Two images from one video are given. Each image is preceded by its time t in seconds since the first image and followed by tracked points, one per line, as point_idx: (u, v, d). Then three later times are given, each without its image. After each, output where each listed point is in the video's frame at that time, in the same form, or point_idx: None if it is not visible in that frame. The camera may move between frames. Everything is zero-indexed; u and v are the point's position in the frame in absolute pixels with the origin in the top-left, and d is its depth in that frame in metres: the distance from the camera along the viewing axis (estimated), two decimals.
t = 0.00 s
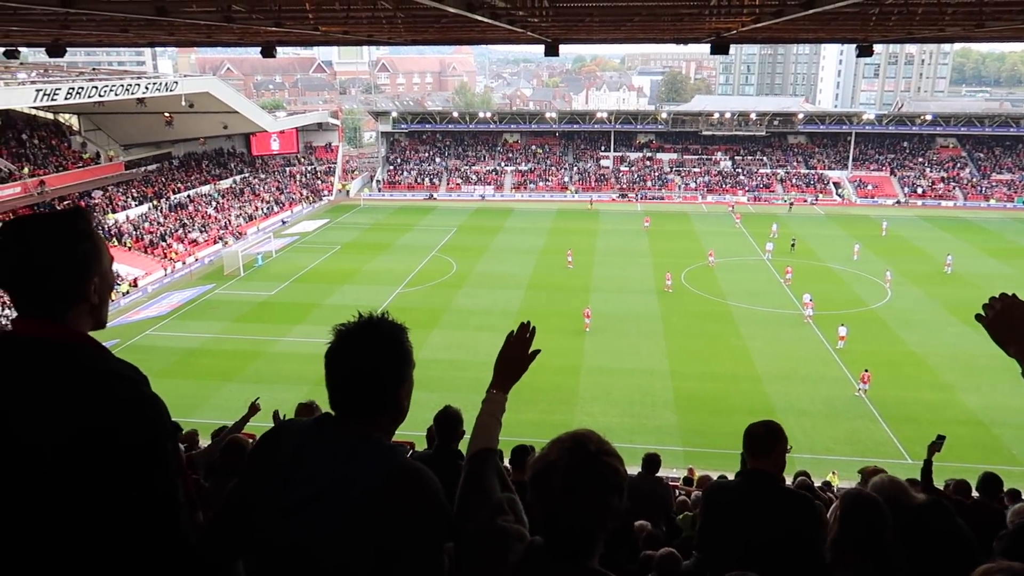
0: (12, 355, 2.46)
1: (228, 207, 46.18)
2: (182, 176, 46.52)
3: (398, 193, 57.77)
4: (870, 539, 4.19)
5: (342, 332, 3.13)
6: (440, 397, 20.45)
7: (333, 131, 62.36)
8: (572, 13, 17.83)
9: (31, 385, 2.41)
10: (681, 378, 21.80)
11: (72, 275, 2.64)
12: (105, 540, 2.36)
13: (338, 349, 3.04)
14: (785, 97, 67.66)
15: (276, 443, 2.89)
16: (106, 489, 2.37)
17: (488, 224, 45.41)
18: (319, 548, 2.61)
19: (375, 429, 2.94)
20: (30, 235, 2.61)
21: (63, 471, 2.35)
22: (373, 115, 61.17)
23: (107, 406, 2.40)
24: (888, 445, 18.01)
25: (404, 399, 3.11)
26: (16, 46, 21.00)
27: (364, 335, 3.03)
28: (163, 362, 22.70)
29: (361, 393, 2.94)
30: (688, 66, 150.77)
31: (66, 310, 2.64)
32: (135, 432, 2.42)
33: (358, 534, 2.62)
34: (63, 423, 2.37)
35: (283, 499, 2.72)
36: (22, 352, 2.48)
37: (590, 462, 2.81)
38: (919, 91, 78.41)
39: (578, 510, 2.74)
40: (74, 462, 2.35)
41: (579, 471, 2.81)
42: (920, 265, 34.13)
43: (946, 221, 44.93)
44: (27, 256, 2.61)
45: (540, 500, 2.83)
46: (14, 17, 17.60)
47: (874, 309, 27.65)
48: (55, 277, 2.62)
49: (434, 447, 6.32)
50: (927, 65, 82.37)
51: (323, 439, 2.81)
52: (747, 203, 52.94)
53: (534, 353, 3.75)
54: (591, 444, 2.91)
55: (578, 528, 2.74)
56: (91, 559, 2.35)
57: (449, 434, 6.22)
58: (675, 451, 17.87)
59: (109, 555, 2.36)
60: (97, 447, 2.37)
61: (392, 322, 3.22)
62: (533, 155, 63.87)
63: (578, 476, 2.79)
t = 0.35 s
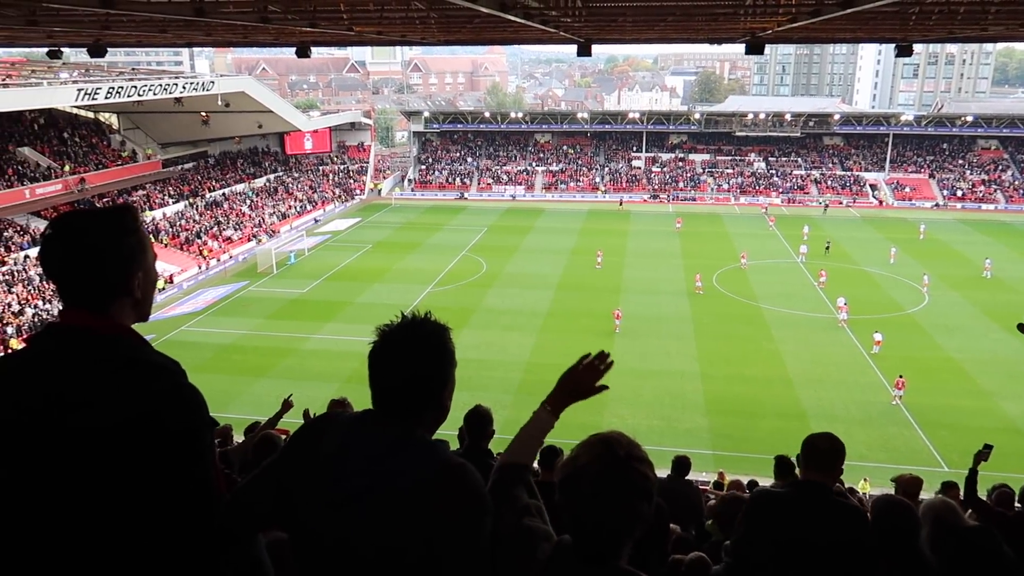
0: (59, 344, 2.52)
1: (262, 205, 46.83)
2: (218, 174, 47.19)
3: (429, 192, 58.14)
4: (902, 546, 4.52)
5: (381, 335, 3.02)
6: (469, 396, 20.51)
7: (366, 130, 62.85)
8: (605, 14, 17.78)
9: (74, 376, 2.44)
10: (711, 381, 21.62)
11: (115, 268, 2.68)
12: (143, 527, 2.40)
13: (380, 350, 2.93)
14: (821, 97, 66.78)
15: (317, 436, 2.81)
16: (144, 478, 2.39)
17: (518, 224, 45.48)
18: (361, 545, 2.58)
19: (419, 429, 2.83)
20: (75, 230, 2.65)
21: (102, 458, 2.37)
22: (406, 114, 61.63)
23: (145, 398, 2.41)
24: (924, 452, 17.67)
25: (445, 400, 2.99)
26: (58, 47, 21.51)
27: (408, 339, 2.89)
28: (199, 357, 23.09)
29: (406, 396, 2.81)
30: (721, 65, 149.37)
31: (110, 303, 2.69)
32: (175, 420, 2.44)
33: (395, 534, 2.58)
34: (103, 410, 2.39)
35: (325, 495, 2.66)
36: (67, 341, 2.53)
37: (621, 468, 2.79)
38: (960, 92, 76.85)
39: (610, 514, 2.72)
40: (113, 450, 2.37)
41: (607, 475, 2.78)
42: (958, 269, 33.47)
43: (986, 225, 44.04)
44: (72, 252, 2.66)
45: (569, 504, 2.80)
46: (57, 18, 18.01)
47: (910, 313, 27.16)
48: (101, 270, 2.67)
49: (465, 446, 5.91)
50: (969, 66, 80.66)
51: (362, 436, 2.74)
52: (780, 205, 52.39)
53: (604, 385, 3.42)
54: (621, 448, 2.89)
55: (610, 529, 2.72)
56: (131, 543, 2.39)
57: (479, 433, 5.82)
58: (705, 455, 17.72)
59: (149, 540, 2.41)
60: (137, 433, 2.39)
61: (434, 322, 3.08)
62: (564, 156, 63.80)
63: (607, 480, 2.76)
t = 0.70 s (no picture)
0: (91, 339, 2.46)
1: (290, 205, 47.32)
2: (247, 174, 47.64)
3: (455, 193, 58.37)
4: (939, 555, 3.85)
5: (409, 342, 3.03)
6: (494, 396, 20.54)
7: (393, 131, 63.15)
8: (634, 14, 17.69)
9: (107, 373, 2.39)
10: (738, 384, 21.44)
11: (151, 264, 2.61)
12: (181, 525, 2.37)
13: (409, 354, 2.94)
14: (852, 98, 65.91)
15: (346, 438, 2.85)
16: (182, 476, 2.37)
17: (543, 225, 45.46)
18: (390, 549, 2.59)
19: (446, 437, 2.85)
20: (113, 229, 2.61)
21: (138, 456, 2.33)
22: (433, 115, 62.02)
23: (181, 395, 2.38)
24: (955, 460, 17.34)
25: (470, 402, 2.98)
26: (93, 48, 21.94)
27: (438, 341, 2.93)
28: (227, 355, 23.39)
29: (432, 398, 2.83)
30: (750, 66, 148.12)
31: (147, 296, 2.60)
32: (213, 419, 2.42)
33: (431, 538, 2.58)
34: (141, 407, 2.35)
35: (357, 500, 2.68)
36: (104, 336, 2.47)
37: (654, 471, 2.73)
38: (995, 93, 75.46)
39: (642, 515, 2.68)
40: (150, 450, 2.34)
41: (641, 480, 2.72)
42: (992, 273, 32.84)
43: (1021, 228, 43.19)
44: (109, 247, 2.60)
45: (599, 504, 2.77)
46: (92, 20, 18.31)
47: (942, 318, 26.70)
48: (136, 266, 2.59)
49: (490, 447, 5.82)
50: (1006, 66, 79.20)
51: (395, 441, 2.75)
52: (809, 206, 51.86)
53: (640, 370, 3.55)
54: (652, 450, 2.83)
55: (643, 532, 2.69)
56: (171, 544, 2.36)
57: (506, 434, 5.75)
58: (731, 459, 17.57)
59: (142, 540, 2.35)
60: (173, 430, 2.36)
61: (464, 328, 3.11)
62: (591, 157, 63.62)
63: (641, 485, 2.71)
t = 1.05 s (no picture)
0: (117, 336, 2.44)
1: (317, 204, 47.72)
2: (275, 173, 48.08)
3: (480, 193, 58.50)
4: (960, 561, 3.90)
5: (443, 344, 3.06)
6: (517, 396, 20.56)
7: (419, 131, 63.35)
8: (661, 14, 17.60)
9: (130, 371, 2.35)
10: (764, 387, 21.26)
11: (179, 263, 2.63)
12: (171, 524, 2.30)
13: (442, 358, 2.99)
14: (884, 98, 65.01)
15: (374, 439, 2.86)
16: (201, 477, 2.30)
17: (568, 225, 45.40)
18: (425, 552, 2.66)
19: (474, 437, 2.87)
20: (139, 227, 2.62)
21: (158, 456, 2.28)
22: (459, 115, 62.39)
23: (202, 394, 2.33)
24: (986, 466, 17.03)
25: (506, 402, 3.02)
26: (125, 49, 22.29)
27: (473, 342, 2.97)
28: (254, 352, 23.67)
29: (466, 401, 2.86)
30: (778, 66, 146.67)
31: (172, 295, 2.62)
32: (232, 420, 2.35)
33: (457, 542, 2.65)
34: (162, 407, 2.31)
35: (385, 503, 2.71)
36: (128, 334, 2.45)
37: (683, 473, 2.77)
38: None
39: (669, 515, 2.72)
40: (170, 452, 2.28)
41: (670, 481, 2.76)
42: None
43: None
44: (135, 245, 2.62)
45: (625, 501, 2.82)
46: (125, 21, 18.59)
47: (974, 322, 26.25)
48: (164, 265, 2.62)
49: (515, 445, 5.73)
50: None
51: (427, 445, 2.76)
52: (838, 208, 51.28)
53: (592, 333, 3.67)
54: (682, 453, 2.86)
55: (667, 534, 2.74)
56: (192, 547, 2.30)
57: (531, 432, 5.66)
58: (756, 462, 17.41)
59: (163, 541, 2.29)
60: (194, 430, 2.30)
61: (500, 333, 3.16)
62: (616, 157, 63.39)
63: (669, 485, 2.74)
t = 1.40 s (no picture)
0: (153, 338, 2.46)
1: (347, 202, 48.12)
2: (307, 171, 48.54)
3: (509, 192, 58.60)
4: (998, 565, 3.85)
5: (478, 351, 3.08)
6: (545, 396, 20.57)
7: (449, 130, 63.53)
8: (693, 13, 17.47)
9: (162, 370, 2.36)
10: (794, 390, 21.01)
11: (206, 262, 2.65)
12: (195, 523, 2.24)
13: (477, 364, 2.99)
14: (921, 98, 63.84)
15: (405, 439, 2.85)
16: (229, 477, 2.28)
17: (596, 225, 45.27)
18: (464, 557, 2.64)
19: (508, 446, 2.84)
20: (168, 228, 2.65)
21: (185, 452, 2.26)
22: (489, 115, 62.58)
23: (233, 390, 2.33)
24: None
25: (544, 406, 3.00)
26: (161, 49, 22.66)
27: (506, 349, 2.97)
28: (285, 348, 23.95)
29: (498, 401, 2.84)
30: (813, 65, 144.68)
31: (200, 295, 2.65)
32: (257, 418, 2.34)
33: (492, 546, 2.62)
34: (191, 404, 2.30)
35: (416, 514, 2.71)
36: (161, 334, 2.47)
37: (712, 472, 2.72)
38: None
39: (700, 514, 2.69)
40: (199, 453, 2.25)
41: (698, 480, 2.72)
42: None
43: None
44: (167, 244, 2.65)
45: (655, 501, 2.78)
46: (162, 22, 18.90)
47: (1012, 327, 25.67)
48: (193, 263, 2.64)
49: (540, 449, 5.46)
50: None
51: (459, 448, 2.77)
52: (873, 209, 50.52)
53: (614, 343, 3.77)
54: (710, 453, 2.82)
55: (698, 535, 2.72)
56: (219, 546, 2.25)
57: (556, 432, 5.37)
58: (786, 466, 17.21)
59: (185, 541, 2.23)
60: (218, 430, 2.28)
61: (533, 339, 3.15)
62: (647, 157, 63.06)
63: (699, 487, 2.70)
